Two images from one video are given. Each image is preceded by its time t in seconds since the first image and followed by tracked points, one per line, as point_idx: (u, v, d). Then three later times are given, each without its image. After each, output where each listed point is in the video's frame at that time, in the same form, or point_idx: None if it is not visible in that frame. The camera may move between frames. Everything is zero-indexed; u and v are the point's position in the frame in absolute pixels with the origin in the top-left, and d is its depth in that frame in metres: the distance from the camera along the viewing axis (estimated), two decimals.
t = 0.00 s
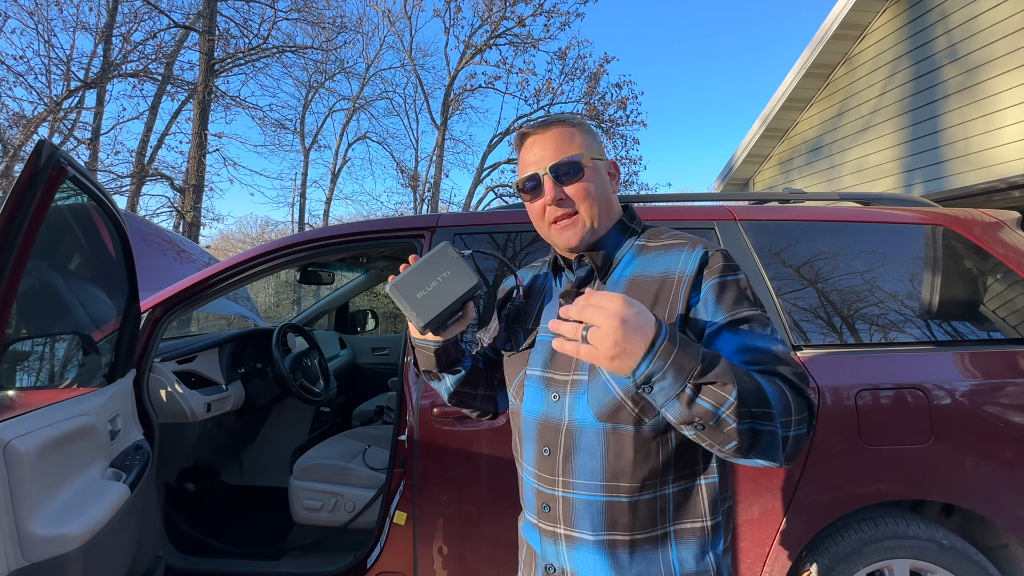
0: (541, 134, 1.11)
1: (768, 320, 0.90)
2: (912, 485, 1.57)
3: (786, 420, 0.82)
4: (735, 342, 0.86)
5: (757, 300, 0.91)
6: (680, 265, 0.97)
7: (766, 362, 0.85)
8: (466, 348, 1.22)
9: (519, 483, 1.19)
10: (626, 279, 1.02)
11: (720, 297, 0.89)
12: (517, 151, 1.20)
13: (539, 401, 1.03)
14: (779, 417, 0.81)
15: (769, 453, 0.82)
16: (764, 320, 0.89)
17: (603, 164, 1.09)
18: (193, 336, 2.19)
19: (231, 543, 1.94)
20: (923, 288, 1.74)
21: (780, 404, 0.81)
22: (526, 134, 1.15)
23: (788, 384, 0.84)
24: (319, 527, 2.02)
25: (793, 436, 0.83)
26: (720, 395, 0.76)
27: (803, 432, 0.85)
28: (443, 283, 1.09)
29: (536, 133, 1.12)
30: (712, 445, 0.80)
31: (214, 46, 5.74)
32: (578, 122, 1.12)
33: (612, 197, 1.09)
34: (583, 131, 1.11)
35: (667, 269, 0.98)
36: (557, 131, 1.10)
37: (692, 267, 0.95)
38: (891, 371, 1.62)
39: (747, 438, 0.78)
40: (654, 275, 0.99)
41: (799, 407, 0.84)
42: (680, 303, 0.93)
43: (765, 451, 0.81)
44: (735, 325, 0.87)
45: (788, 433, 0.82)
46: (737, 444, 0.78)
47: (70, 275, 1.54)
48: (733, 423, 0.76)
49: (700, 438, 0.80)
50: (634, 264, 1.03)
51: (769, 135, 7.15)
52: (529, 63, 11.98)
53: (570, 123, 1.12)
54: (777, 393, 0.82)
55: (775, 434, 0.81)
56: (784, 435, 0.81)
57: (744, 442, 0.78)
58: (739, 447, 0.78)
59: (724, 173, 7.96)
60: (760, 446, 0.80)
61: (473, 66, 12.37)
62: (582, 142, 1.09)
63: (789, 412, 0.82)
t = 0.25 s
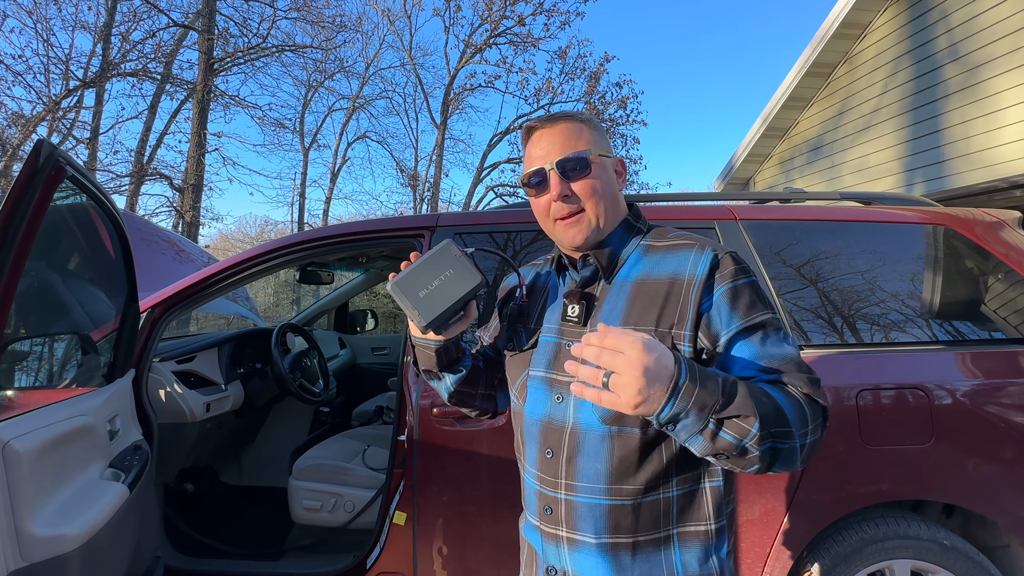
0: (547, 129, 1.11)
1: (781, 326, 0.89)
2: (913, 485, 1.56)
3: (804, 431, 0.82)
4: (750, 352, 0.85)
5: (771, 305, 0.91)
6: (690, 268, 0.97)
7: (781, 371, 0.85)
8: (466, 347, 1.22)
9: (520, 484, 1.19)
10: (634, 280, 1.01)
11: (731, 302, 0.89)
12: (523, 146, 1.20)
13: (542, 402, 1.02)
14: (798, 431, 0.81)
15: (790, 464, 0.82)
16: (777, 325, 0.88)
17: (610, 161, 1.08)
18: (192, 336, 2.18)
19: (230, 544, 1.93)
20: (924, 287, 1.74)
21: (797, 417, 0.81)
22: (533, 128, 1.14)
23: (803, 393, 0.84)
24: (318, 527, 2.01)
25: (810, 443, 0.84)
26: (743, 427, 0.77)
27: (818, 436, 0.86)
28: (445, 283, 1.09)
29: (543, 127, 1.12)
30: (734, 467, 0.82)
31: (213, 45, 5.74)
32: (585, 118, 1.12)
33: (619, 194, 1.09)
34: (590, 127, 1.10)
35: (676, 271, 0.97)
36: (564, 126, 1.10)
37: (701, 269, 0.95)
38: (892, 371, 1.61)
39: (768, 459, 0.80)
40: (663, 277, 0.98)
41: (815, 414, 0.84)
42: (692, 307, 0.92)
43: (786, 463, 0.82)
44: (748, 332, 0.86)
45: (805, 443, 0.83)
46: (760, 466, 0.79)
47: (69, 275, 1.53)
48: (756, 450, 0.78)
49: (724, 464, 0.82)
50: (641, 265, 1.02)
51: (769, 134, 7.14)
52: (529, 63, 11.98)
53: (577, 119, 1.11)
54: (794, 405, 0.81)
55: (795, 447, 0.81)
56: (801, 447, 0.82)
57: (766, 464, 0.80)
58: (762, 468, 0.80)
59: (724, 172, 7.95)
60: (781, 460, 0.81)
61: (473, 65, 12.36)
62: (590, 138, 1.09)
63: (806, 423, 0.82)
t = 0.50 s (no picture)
0: (552, 126, 1.10)
1: (779, 325, 0.88)
2: (915, 486, 1.56)
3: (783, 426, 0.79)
4: (738, 346, 0.85)
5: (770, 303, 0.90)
6: (693, 265, 0.96)
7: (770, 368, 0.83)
8: (468, 346, 1.21)
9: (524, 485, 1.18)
10: (636, 277, 1.00)
11: (728, 298, 0.89)
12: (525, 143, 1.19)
13: (546, 401, 1.02)
14: (776, 424, 0.78)
15: (763, 458, 0.80)
16: (774, 323, 0.87)
17: (615, 158, 1.08)
18: (191, 335, 2.18)
19: (229, 544, 1.93)
20: (925, 287, 1.73)
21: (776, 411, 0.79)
22: (536, 126, 1.14)
23: (791, 392, 0.81)
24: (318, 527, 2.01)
25: (792, 445, 0.80)
26: (704, 397, 0.76)
27: (805, 441, 0.81)
28: (449, 281, 1.08)
29: (548, 125, 1.11)
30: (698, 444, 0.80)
31: (212, 44, 5.73)
32: (590, 116, 1.12)
33: (624, 191, 1.09)
34: (595, 125, 1.10)
35: (679, 269, 0.97)
36: (569, 123, 1.09)
37: (703, 267, 0.95)
38: (894, 371, 1.61)
39: (734, 441, 0.78)
40: (665, 275, 0.97)
41: (803, 416, 0.81)
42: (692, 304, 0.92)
43: (757, 455, 0.79)
44: (740, 328, 0.86)
45: (787, 442, 0.79)
46: (722, 446, 0.78)
47: (68, 274, 1.53)
48: (717, 426, 0.76)
49: (686, 438, 0.80)
50: (644, 263, 1.02)
51: (770, 133, 7.14)
52: (529, 61, 11.96)
53: (581, 117, 1.11)
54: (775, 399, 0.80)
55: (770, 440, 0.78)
56: (781, 444, 0.79)
57: (730, 444, 0.78)
58: (726, 449, 0.78)
59: (724, 172, 7.95)
60: (750, 449, 0.79)
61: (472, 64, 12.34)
62: (595, 135, 1.08)
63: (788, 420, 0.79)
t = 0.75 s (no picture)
0: (543, 131, 1.10)
1: (769, 322, 0.86)
2: (916, 486, 1.55)
3: (758, 438, 0.77)
4: (721, 347, 0.84)
5: (761, 299, 0.88)
6: (685, 264, 0.96)
7: (748, 374, 0.80)
8: (473, 348, 1.22)
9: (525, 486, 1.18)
10: (632, 278, 1.00)
11: (715, 296, 0.88)
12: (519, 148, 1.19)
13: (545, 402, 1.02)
14: (748, 439, 0.77)
15: (743, 471, 0.79)
16: (761, 322, 0.85)
17: (609, 158, 1.07)
18: (190, 335, 2.18)
19: (228, 544, 1.92)
20: (926, 287, 1.73)
21: (748, 425, 0.77)
22: (528, 131, 1.13)
23: (765, 399, 0.78)
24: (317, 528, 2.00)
25: (773, 455, 0.78)
26: (661, 428, 0.77)
27: (789, 449, 0.79)
28: (451, 285, 1.07)
29: (540, 128, 1.10)
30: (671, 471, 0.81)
31: (211, 43, 5.72)
32: (582, 117, 1.11)
33: (619, 191, 1.08)
34: (587, 126, 1.09)
35: (673, 268, 0.96)
36: (560, 127, 1.08)
37: (695, 265, 0.94)
38: (894, 371, 1.61)
39: (706, 462, 0.78)
40: (659, 274, 0.97)
41: (783, 424, 0.78)
42: (683, 303, 0.92)
43: (735, 468, 0.78)
44: (723, 328, 0.85)
45: (766, 453, 0.77)
46: (693, 469, 0.79)
47: (67, 275, 1.52)
48: (681, 452, 0.77)
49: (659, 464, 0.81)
50: (640, 262, 1.01)
51: (770, 132, 7.13)
52: (529, 60, 11.95)
53: (573, 119, 1.10)
54: (747, 411, 0.77)
55: (744, 454, 0.77)
56: (757, 457, 0.77)
57: (700, 466, 0.78)
58: (697, 472, 0.79)
59: (725, 171, 7.94)
60: (726, 464, 0.78)
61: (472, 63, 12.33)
62: (587, 137, 1.07)
63: (763, 430, 0.77)
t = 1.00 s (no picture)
0: (536, 131, 1.09)
1: (754, 314, 0.85)
2: (917, 486, 1.55)
3: (730, 421, 0.76)
4: (704, 335, 0.83)
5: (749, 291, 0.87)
6: (676, 259, 0.95)
7: (730, 360, 0.80)
8: (475, 348, 1.21)
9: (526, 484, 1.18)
10: (625, 275, 0.99)
11: (701, 288, 0.88)
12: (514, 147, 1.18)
13: (543, 400, 1.01)
14: (719, 419, 0.76)
15: (712, 453, 0.78)
16: (746, 313, 0.84)
17: (601, 157, 1.06)
18: (190, 335, 2.18)
19: (228, 545, 1.91)
20: (927, 287, 1.72)
21: (721, 406, 0.76)
22: (522, 131, 1.12)
23: (744, 384, 0.77)
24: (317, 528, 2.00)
25: (748, 442, 0.77)
26: (628, 390, 0.78)
27: (765, 440, 0.77)
28: (450, 284, 1.06)
29: (532, 129, 1.10)
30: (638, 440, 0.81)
31: (211, 42, 5.71)
32: (575, 115, 1.10)
33: (611, 189, 1.07)
34: (580, 124, 1.08)
35: (663, 264, 0.96)
36: (552, 126, 1.07)
37: (684, 259, 0.94)
38: (895, 371, 1.60)
39: (669, 435, 0.78)
40: (649, 271, 0.96)
41: (761, 412, 0.76)
42: (670, 298, 0.91)
43: (703, 450, 0.78)
44: (705, 318, 0.85)
45: (739, 438, 0.76)
46: (657, 440, 0.79)
47: (65, 274, 1.52)
48: (645, 418, 0.78)
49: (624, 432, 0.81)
50: (635, 259, 1.00)
51: (771, 132, 7.12)
52: (529, 60, 11.94)
53: (566, 118, 1.09)
54: (722, 393, 0.76)
55: (715, 435, 0.76)
56: (729, 440, 0.76)
57: (664, 437, 0.78)
58: (660, 443, 0.79)
59: (725, 171, 7.93)
60: (692, 446, 0.77)
61: (472, 62, 12.31)
62: (579, 136, 1.06)
63: (737, 414, 0.76)
